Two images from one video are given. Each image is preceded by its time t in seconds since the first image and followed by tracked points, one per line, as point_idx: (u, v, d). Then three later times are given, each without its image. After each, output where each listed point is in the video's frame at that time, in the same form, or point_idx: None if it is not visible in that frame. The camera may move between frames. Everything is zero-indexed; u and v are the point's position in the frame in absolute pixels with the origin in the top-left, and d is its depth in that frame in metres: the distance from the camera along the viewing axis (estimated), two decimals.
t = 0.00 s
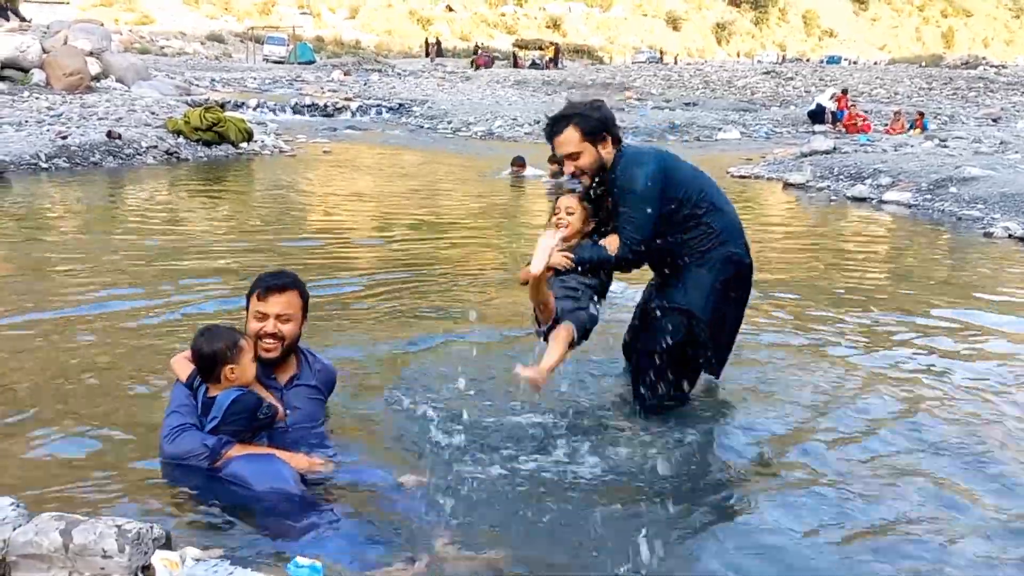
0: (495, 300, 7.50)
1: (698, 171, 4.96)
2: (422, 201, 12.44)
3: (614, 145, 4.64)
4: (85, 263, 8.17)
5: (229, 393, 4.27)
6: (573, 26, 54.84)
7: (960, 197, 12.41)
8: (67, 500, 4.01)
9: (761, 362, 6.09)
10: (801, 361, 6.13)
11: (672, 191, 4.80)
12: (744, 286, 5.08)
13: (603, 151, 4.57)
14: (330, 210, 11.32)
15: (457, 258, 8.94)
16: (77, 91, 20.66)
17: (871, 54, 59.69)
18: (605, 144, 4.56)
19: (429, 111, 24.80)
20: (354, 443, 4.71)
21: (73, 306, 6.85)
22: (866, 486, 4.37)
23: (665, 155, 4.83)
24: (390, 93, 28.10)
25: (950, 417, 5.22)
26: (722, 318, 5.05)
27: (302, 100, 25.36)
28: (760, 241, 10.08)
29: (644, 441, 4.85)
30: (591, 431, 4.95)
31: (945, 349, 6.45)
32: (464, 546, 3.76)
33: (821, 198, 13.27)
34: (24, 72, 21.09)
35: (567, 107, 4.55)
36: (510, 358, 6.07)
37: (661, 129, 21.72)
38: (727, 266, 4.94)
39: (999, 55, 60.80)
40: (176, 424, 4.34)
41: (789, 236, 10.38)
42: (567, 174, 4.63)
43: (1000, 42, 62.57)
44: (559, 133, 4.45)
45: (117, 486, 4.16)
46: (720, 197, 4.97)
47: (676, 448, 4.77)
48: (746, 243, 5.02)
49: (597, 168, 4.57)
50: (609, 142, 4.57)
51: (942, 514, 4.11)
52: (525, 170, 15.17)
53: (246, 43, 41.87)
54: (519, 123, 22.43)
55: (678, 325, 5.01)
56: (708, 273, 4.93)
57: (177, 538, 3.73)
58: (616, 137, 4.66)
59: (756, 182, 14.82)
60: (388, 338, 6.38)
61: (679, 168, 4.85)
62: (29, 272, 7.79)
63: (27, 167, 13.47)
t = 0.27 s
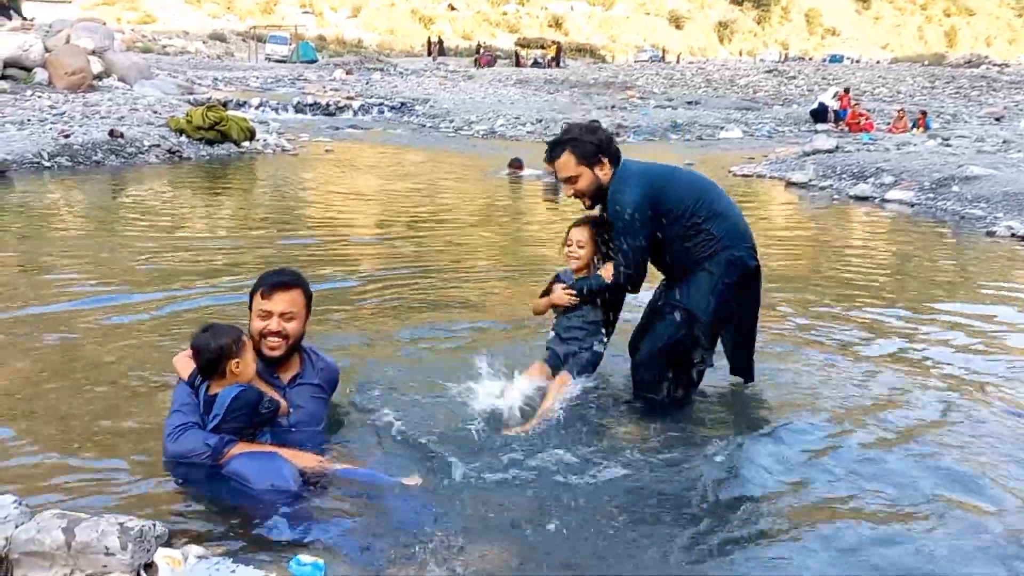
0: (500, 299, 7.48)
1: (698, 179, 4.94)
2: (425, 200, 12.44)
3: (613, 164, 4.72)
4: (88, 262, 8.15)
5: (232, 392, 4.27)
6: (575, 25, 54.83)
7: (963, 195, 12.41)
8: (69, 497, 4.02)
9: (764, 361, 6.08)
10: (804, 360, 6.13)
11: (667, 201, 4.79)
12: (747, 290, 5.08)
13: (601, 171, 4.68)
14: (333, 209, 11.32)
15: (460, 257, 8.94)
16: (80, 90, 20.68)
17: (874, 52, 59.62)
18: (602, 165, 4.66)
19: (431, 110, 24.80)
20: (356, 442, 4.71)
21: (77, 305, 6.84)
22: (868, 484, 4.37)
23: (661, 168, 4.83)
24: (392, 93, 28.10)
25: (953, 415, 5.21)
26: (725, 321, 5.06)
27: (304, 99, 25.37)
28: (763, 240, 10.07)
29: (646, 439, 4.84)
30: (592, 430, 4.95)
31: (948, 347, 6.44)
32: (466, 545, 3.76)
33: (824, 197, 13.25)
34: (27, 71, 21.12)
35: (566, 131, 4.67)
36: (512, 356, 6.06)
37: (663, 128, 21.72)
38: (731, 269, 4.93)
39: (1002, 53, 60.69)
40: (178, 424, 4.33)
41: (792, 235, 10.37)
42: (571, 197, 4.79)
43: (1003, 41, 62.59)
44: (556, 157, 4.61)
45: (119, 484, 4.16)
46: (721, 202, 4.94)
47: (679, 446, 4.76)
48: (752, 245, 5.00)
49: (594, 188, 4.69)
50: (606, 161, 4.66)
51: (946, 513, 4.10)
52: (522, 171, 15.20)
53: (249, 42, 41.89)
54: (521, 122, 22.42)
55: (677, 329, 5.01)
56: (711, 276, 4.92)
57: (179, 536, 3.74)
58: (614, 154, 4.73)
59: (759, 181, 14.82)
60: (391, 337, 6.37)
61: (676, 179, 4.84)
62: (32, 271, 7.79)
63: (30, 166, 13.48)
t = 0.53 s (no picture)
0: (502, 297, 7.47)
1: (692, 188, 4.92)
2: (427, 198, 12.42)
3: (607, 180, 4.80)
4: (90, 260, 8.13)
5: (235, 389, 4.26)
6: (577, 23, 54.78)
7: (965, 194, 12.38)
8: (70, 495, 4.01)
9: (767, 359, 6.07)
10: (807, 358, 6.12)
11: (657, 215, 4.80)
12: (749, 290, 5.05)
13: (593, 191, 4.78)
14: (335, 207, 11.31)
15: (462, 255, 8.92)
16: (81, 87, 20.66)
17: (875, 51, 59.52)
18: (593, 185, 4.76)
19: (433, 108, 24.78)
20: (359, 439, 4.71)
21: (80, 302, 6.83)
22: (872, 482, 4.35)
23: (650, 181, 4.84)
24: (393, 91, 28.08)
25: (956, 412, 5.20)
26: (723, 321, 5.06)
27: (306, 97, 25.35)
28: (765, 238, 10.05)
29: (649, 437, 4.83)
30: (595, 427, 4.94)
31: (951, 345, 6.42)
32: (468, 542, 3.75)
33: (827, 196, 13.22)
34: (28, 69, 21.11)
35: (560, 152, 4.77)
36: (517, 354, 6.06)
37: (665, 126, 21.70)
38: (729, 272, 4.91)
39: (1005, 52, 60.60)
40: (181, 421, 4.32)
41: (794, 233, 10.35)
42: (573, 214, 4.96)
43: (1005, 39, 62.48)
44: (549, 183, 4.79)
45: (121, 482, 4.15)
46: (715, 208, 4.91)
47: (682, 444, 4.75)
48: (752, 246, 4.95)
49: (588, 208, 4.82)
50: (598, 182, 4.75)
51: (949, 511, 4.09)
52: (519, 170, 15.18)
53: (250, 40, 41.86)
54: (523, 121, 22.39)
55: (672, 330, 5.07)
56: (707, 281, 4.94)
57: (181, 533, 3.72)
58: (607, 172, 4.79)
59: (761, 179, 14.80)
60: (394, 335, 6.36)
61: (666, 191, 4.84)
62: (34, 268, 7.78)
63: (31, 164, 13.47)
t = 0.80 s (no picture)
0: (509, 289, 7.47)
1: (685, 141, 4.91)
2: (434, 190, 12.41)
3: (624, 90, 4.94)
4: (98, 253, 8.15)
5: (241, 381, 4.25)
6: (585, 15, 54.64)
7: (975, 186, 12.33)
8: (79, 486, 4.02)
9: (774, 352, 6.05)
10: (815, 350, 6.10)
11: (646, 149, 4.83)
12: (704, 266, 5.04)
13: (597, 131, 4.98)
14: (342, 199, 11.31)
15: (469, 248, 8.92)
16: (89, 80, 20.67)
17: (885, 42, 59.22)
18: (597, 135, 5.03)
19: (440, 100, 24.75)
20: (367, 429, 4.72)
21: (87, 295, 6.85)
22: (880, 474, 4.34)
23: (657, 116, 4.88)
24: (401, 83, 28.06)
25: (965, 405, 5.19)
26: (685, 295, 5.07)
27: (313, 90, 25.34)
28: (773, 230, 10.03)
29: (657, 428, 4.83)
30: (602, 419, 4.94)
31: (960, 338, 6.40)
32: (475, 533, 3.75)
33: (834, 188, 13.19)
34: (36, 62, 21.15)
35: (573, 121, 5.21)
36: (525, 346, 6.06)
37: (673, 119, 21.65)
38: (677, 244, 4.95)
39: (1015, 44, 60.22)
40: (188, 411, 4.34)
41: (802, 225, 10.32)
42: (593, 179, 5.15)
43: (1015, 31, 62.12)
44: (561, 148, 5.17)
45: (129, 473, 4.17)
46: (692, 185, 4.91)
47: (689, 436, 4.74)
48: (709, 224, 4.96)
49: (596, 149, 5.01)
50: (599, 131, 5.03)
51: (958, 503, 4.07)
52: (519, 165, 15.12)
53: (257, 33, 41.86)
54: (530, 113, 22.34)
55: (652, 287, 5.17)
56: (660, 249, 4.99)
57: (189, 525, 3.74)
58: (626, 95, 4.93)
59: (769, 171, 14.76)
60: (400, 327, 6.37)
61: (661, 130, 4.85)
62: (42, 261, 7.80)
63: (39, 156, 13.50)
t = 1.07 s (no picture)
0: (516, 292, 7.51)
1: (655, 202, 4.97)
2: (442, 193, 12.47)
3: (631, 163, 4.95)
4: (109, 256, 8.21)
5: (246, 388, 4.30)
6: (593, 17, 54.66)
7: (983, 189, 12.32)
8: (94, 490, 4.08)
9: (781, 356, 6.08)
10: (821, 354, 6.12)
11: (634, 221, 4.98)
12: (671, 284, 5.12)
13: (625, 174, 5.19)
14: (351, 202, 11.37)
15: (477, 251, 8.96)
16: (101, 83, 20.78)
17: (894, 43, 59.07)
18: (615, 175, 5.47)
19: (449, 103, 24.82)
20: (372, 433, 4.77)
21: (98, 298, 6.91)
22: (886, 478, 4.37)
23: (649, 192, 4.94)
24: (409, 85, 28.14)
25: (971, 410, 5.21)
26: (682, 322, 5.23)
27: (323, 92, 25.44)
28: (780, 234, 10.04)
29: (664, 431, 4.86)
30: (608, 422, 4.97)
31: (967, 342, 6.41)
32: (484, 536, 3.80)
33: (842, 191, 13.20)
34: (48, 64, 21.29)
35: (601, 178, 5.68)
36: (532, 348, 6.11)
37: (681, 121, 21.67)
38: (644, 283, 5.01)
39: None
40: (193, 417, 4.39)
41: (810, 229, 10.34)
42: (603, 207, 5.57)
43: None
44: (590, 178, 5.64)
45: (142, 477, 4.22)
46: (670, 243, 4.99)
47: (696, 438, 4.77)
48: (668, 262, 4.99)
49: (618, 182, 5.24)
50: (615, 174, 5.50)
51: (963, 508, 4.10)
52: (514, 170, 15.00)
53: (267, 35, 42.01)
54: (538, 115, 22.39)
55: (662, 354, 5.25)
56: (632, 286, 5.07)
57: (202, 529, 3.79)
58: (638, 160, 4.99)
59: (777, 174, 14.77)
60: (409, 330, 6.42)
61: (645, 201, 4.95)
62: (55, 264, 7.87)
63: (51, 159, 13.60)
